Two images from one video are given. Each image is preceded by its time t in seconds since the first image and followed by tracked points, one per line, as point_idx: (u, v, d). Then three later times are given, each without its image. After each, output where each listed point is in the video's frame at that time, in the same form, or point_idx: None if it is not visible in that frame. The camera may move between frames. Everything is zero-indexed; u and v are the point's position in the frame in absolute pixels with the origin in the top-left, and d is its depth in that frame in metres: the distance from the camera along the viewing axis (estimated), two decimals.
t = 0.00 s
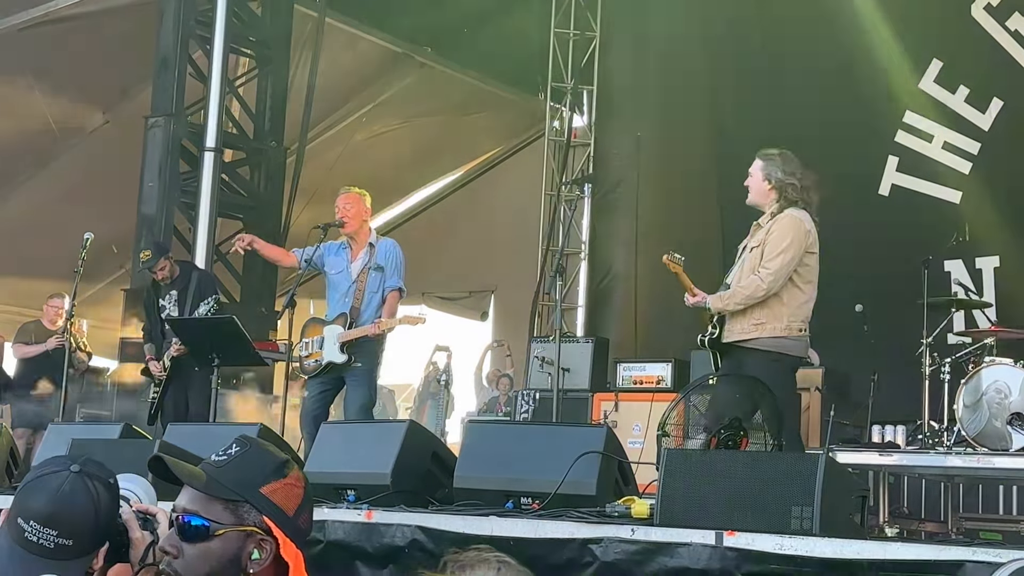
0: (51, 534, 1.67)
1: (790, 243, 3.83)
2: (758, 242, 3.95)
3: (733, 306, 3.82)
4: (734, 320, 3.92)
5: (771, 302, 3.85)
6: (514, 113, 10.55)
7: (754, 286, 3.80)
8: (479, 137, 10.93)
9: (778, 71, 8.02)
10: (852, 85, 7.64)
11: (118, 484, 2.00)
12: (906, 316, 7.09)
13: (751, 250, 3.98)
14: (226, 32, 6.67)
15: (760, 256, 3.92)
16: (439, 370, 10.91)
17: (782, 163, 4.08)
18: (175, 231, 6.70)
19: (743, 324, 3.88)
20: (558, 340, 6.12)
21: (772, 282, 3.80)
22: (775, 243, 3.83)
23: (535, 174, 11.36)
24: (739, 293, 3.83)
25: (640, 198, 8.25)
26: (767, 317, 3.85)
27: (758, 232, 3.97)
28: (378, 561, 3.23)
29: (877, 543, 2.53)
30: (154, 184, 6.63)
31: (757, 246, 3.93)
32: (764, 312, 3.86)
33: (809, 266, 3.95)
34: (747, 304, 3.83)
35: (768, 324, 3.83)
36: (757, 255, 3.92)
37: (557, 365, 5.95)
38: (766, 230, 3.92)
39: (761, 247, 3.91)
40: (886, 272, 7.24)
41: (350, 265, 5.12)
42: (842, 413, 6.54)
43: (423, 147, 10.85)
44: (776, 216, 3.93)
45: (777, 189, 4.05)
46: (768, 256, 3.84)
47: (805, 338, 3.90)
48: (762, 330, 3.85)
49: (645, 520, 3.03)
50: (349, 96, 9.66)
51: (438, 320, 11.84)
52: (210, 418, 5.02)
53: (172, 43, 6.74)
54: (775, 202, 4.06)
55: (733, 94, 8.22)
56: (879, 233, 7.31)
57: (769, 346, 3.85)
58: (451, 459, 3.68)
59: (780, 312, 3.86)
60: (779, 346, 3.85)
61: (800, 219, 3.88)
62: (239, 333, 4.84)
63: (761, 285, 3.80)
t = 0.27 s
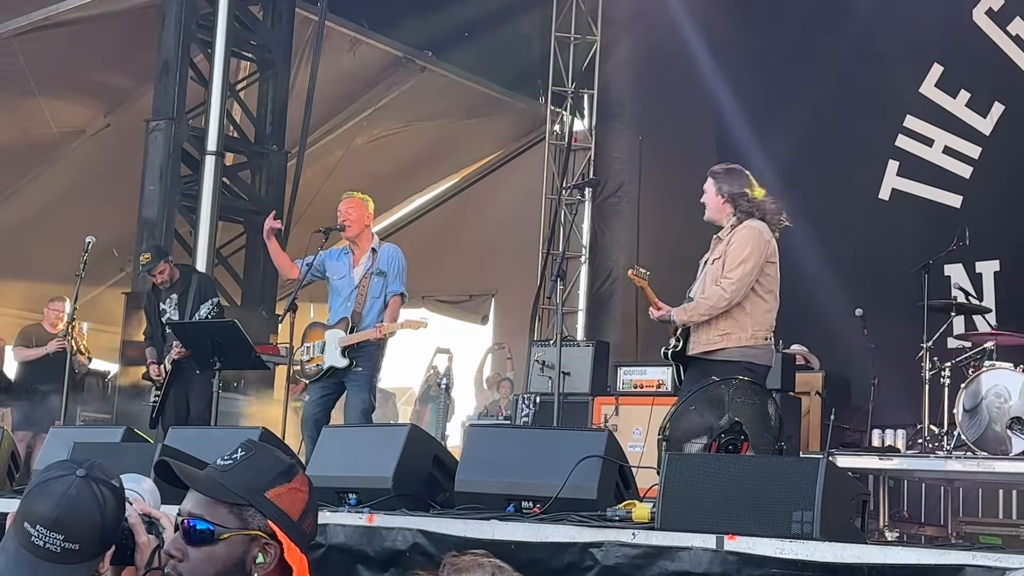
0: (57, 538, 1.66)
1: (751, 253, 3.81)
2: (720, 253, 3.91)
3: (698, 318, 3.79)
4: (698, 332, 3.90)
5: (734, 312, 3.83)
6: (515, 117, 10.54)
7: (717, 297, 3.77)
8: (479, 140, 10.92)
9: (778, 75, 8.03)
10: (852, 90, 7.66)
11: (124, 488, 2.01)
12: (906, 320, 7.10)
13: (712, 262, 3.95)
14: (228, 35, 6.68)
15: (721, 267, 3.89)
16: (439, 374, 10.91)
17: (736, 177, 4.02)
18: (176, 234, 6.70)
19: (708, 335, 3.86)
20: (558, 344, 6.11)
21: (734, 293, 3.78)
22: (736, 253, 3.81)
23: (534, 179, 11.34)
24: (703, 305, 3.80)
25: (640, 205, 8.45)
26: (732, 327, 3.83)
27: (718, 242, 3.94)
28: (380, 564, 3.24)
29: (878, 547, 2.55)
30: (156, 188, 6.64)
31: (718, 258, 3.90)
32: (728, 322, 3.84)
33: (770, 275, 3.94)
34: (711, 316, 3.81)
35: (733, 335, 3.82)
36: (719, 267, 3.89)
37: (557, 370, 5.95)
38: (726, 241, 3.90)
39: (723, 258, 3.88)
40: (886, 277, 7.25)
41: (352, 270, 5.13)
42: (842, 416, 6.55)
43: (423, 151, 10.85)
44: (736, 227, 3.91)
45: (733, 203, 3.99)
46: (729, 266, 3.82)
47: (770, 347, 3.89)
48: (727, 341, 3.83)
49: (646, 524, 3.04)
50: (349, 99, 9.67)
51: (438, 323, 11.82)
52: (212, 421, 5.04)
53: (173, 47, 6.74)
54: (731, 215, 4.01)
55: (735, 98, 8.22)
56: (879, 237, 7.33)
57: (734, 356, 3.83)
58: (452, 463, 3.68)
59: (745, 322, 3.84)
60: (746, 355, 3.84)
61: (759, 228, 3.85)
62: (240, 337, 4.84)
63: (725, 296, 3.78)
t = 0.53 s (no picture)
0: (62, 542, 1.66)
1: (717, 248, 3.91)
2: (688, 249, 4.01)
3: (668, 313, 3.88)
4: (668, 328, 3.97)
5: (703, 307, 3.93)
6: (514, 120, 10.55)
7: (687, 290, 3.87)
8: (479, 144, 10.93)
9: (777, 80, 8.04)
10: (851, 94, 7.67)
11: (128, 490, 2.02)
12: (905, 325, 7.11)
13: (680, 258, 4.04)
14: (228, 39, 6.69)
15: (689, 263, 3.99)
16: (439, 378, 10.91)
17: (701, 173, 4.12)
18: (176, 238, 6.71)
19: (679, 331, 3.94)
20: (558, 348, 6.11)
21: (702, 287, 3.87)
22: (703, 248, 3.91)
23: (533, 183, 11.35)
24: (672, 299, 3.89)
25: (640, 209, 8.46)
26: (702, 321, 3.91)
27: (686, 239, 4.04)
28: (381, 568, 3.23)
29: (877, 551, 2.55)
30: (156, 192, 6.64)
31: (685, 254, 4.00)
32: (697, 317, 3.92)
33: (735, 270, 4.04)
34: (681, 310, 3.89)
35: (703, 328, 3.90)
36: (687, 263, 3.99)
37: (556, 373, 5.95)
38: (693, 237, 4.00)
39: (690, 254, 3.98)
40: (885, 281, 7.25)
41: (352, 274, 5.13)
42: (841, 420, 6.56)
43: (422, 155, 10.86)
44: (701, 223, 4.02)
45: (699, 199, 4.10)
46: (697, 261, 3.92)
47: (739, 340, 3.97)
48: (698, 335, 3.91)
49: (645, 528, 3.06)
50: (348, 103, 9.68)
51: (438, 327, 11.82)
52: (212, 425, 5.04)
53: (173, 51, 6.75)
54: (697, 212, 4.11)
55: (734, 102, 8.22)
56: (878, 241, 7.34)
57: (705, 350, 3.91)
58: (452, 466, 3.68)
59: (713, 316, 3.92)
60: (717, 349, 3.91)
61: (724, 224, 3.96)
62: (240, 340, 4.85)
63: (694, 290, 3.87)
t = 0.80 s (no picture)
0: (75, 540, 1.67)
1: (704, 248, 3.97)
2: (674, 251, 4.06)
3: (662, 314, 3.89)
4: (657, 331, 3.99)
5: (692, 307, 3.97)
6: (517, 123, 10.57)
7: (680, 291, 3.90)
8: (482, 148, 10.94)
9: (780, 82, 8.05)
10: (854, 96, 7.67)
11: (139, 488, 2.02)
12: (909, 327, 7.10)
13: (665, 261, 4.08)
14: (231, 43, 6.71)
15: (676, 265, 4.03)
16: (443, 380, 10.92)
17: (676, 179, 4.19)
18: (180, 242, 6.72)
19: (670, 332, 3.96)
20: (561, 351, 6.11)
21: (694, 287, 3.92)
22: (691, 249, 3.96)
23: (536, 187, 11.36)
24: (666, 301, 3.91)
25: (644, 212, 8.48)
26: (692, 322, 3.95)
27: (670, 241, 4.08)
28: (387, 569, 3.22)
29: (883, 551, 2.55)
30: (160, 196, 6.66)
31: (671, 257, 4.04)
32: (688, 318, 3.96)
33: (718, 271, 4.11)
34: (673, 312, 3.92)
35: (694, 329, 3.94)
36: (673, 266, 4.03)
37: (560, 376, 5.95)
38: (679, 239, 4.05)
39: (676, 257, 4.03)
40: (889, 283, 7.25)
41: (357, 276, 5.14)
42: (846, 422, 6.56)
43: (426, 158, 10.88)
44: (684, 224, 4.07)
45: (675, 204, 4.15)
46: (686, 262, 3.96)
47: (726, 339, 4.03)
48: (690, 336, 3.94)
49: (651, 529, 3.05)
50: (351, 107, 9.71)
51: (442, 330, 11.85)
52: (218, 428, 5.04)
53: (177, 55, 6.76)
54: (674, 218, 4.16)
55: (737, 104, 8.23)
56: (882, 243, 7.34)
57: (696, 351, 3.94)
58: (457, 468, 3.69)
59: (704, 315, 3.96)
60: (707, 349, 3.95)
61: (707, 225, 4.03)
62: (245, 342, 4.86)
63: (686, 290, 3.91)
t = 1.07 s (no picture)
0: (70, 538, 1.66)
1: (706, 254, 4.09)
2: (674, 256, 4.15)
3: (667, 317, 3.99)
4: (654, 334, 4.06)
5: (691, 312, 4.07)
6: (516, 125, 10.56)
7: (685, 294, 4.00)
8: (481, 150, 10.94)
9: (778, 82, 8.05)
10: (853, 96, 7.67)
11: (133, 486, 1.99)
12: (909, 327, 7.10)
13: (664, 264, 4.18)
14: (230, 46, 6.71)
15: (676, 269, 4.14)
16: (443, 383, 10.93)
17: (665, 183, 4.24)
18: (179, 245, 6.72)
19: (669, 336, 4.04)
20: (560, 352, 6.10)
21: (697, 292, 4.03)
22: (694, 254, 4.08)
23: (535, 188, 11.35)
24: (671, 304, 4.00)
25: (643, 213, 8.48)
26: (692, 326, 4.05)
27: (669, 245, 4.18)
28: (385, 570, 3.23)
29: (882, 549, 2.56)
30: (159, 199, 6.66)
31: (671, 261, 4.15)
32: (687, 322, 4.05)
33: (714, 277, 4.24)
34: (676, 315, 4.01)
35: (695, 333, 4.04)
36: (674, 270, 4.14)
37: (559, 378, 5.95)
38: (679, 243, 4.16)
39: (677, 261, 4.13)
40: (889, 283, 7.25)
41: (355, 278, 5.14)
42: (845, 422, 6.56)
43: (425, 160, 10.88)
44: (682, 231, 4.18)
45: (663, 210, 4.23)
46: (688, 267, 4.08)
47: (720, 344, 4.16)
48: (689, 339, 4.04)
49: (650, 528, 3.05)
50: (350, 110, 9.71)
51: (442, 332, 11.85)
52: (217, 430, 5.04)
53: (176, 58, 6.76)
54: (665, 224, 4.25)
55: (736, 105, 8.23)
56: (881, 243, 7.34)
57: (694, 355, 4.04)
58: (457, 469, 3.68)
59: (703, 321, 4.07)
60: (705, 353, 4.06)
61: (707, 231, 4.14)
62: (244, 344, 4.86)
63: (691, 294, 4.02)
